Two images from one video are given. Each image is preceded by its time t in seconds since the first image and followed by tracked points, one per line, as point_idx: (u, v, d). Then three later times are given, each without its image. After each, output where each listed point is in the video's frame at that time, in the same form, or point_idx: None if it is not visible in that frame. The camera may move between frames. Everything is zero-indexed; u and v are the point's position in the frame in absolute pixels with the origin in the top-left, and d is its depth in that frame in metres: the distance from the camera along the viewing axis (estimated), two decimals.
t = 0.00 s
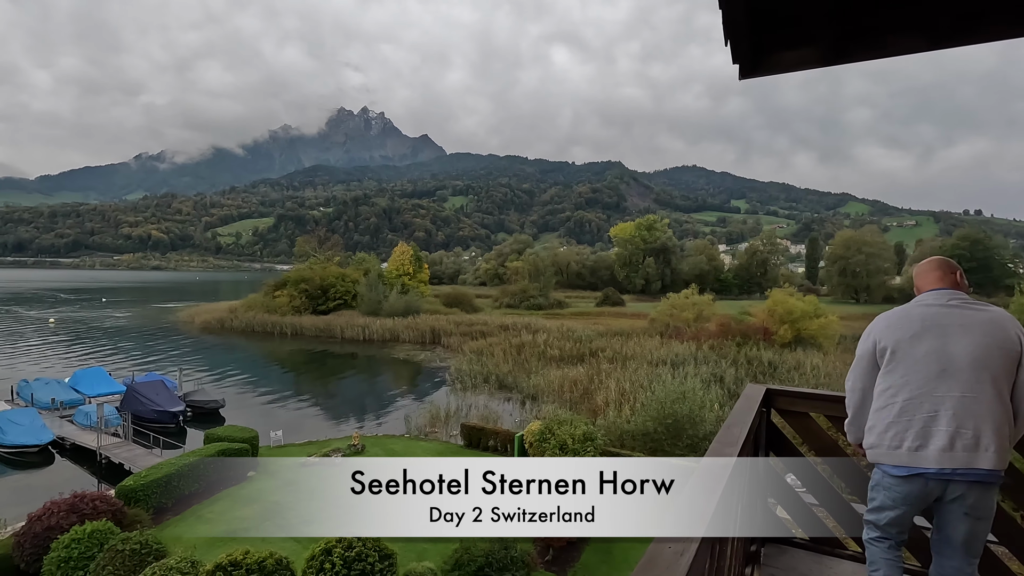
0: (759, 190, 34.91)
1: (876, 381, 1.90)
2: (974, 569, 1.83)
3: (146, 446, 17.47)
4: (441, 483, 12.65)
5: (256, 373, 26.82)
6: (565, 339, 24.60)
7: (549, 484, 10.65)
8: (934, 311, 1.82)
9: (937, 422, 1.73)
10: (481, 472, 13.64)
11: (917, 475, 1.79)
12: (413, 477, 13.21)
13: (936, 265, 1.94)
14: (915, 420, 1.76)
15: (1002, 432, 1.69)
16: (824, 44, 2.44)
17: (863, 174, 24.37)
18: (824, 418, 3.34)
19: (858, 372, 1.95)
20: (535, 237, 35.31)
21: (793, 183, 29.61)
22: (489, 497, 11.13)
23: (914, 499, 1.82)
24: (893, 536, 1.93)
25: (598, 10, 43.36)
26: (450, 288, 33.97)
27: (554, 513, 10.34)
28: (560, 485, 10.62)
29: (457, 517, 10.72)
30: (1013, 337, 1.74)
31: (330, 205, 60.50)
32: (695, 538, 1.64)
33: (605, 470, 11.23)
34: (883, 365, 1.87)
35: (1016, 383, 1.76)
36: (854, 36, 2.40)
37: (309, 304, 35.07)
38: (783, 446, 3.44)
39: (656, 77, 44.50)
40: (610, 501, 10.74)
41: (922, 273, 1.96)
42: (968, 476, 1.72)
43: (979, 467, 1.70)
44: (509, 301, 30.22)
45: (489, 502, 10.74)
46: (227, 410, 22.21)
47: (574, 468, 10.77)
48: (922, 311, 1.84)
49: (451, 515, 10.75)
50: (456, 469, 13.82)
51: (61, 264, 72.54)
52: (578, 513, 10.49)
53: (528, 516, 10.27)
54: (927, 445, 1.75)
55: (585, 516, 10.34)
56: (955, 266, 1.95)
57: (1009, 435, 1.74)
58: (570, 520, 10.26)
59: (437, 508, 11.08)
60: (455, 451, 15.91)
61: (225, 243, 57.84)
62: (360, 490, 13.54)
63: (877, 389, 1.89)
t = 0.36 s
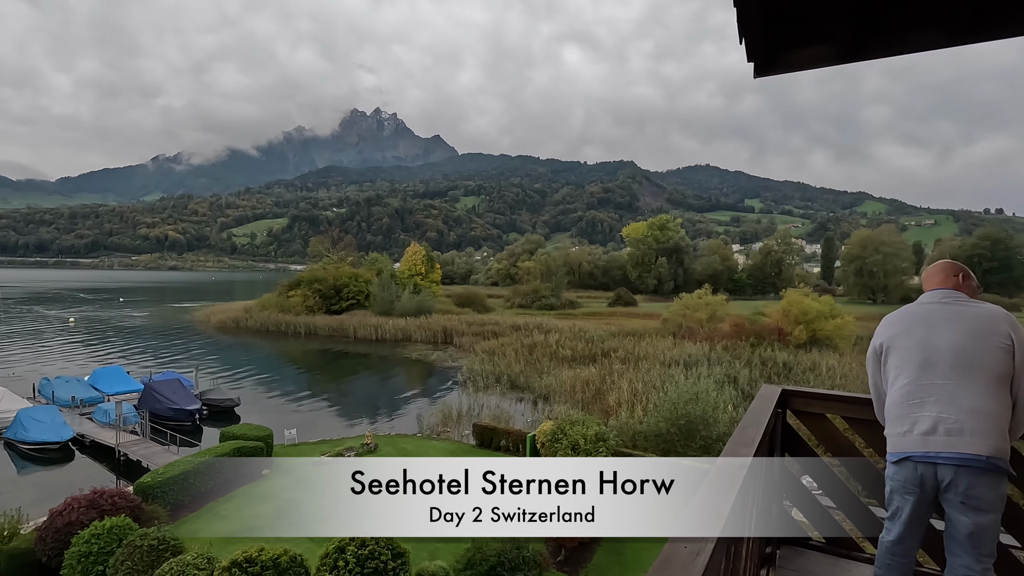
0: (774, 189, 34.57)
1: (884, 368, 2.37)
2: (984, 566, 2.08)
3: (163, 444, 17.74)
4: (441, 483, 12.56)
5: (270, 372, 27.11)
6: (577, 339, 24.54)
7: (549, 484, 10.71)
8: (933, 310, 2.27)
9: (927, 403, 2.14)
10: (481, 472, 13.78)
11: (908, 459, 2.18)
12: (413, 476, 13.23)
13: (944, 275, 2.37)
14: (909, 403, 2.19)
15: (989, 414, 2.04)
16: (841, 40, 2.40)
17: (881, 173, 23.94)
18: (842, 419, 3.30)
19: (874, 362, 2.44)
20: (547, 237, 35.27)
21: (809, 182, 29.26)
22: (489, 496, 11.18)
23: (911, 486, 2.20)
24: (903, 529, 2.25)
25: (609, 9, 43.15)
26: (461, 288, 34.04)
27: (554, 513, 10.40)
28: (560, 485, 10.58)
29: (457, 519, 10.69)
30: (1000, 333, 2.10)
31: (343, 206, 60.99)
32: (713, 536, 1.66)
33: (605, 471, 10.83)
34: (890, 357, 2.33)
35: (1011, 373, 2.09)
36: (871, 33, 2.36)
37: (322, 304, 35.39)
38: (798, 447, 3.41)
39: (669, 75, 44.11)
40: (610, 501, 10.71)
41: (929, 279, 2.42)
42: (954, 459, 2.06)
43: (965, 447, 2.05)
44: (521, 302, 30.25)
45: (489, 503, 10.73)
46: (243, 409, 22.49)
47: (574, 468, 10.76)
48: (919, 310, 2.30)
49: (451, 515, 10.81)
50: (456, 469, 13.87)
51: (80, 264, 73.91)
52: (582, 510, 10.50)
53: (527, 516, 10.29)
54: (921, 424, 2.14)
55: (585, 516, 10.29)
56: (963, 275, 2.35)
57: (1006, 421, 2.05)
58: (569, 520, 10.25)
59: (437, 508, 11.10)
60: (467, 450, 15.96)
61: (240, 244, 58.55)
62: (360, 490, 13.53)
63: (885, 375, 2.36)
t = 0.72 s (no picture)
0: (789, 188, 34.18)
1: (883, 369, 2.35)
2: (984, 564, 1.98)
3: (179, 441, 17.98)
4: (441, 483, 12.43)
5: (285, 370, 27.40)
6: (590, 340, 24.47)
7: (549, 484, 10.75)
8: (922, 306, 2.26)
9: (913, 393, 2.13)
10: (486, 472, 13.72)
11: (897, 448, 2.15)
12: (413, 476, 13.23)
13: (939, 272, 2.33)
14: (897, 394, 2.18)
15: (974, 401, 1.97)
16: (858, 38, 2.37)
17: (899, 171, 23.54)
18: (859, 421, 3.26)
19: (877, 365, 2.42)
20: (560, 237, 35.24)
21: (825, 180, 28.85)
22: (489, 497, 11.11)
23: (905, 474, 2.15)
24: (901, 519, 2.20)
25: (623, 7, 43.00)
26: (474, 288, 34.19)
27: (554, 513, 10.37)
28: (559, 484, 10.65)
29: (457, 518, 10.65)
30: (984, 322, 2.04)
31: (357, 207, 61.57)
32: (731, 535, 1.64)
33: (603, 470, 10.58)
34: (885, 354, 2.32)
35: (1001, 362, 2.00)
36: (889, 29, 2.33)
37: (336, 304, 35.71)
38: (814, 449, 3.37)
39: (683, 74, 43.83)
40: (610, 501, 10.57)
41: (928, 276, 2.39)
42: (937, 446, 2.02)
43: (948, 433, 2.00)
44: (534, 302, 30.31)
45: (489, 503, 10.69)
46: (258, 407, 22.73)
47: (574, 468, 10.81)
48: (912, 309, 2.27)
49: (451, 514, 10.71)
50: (456, 470, 13.52)
51: (100, 265, 75.39)
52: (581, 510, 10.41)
53: (527, 516, 10.15)
54: (908, 413, 2.12)
55: (585, 515, 10.17)
56: (965, 270, 2.28)
57: (997, 409, 1.96)
58: (569, 520, 10.17)
59: (437, 508, 11.01)
60: (479, 450, 15.97)
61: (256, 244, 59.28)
62: (359, 490, 13.47)
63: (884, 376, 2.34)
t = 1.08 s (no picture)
0: (805, 187, 33.74)
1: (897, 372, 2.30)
2: (994, 566, 1.93)
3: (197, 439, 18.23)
4: (441, 483, 12.32)
5: (300, 370, 27.69)
6: (603, 340, 24.39)
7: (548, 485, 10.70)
8: (934, 305, 2.21)
9: (926, 394, 2.09)
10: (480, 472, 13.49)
11: (911, 449, 2.12)
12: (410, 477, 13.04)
13: (953, 270, 2.27)
14: (910, 397, 2.14)
15: (987, 403, 1.93)
16: (877, 36, 2.33)
17: (918, 169, 23.10)
18: (878, 423, 3.20)
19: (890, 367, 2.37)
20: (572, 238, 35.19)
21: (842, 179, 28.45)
22: (490, 496, 10.90)
23: (923, 476, 2.12)
24: (918, 522, 2.17)
25: (636, 6, 42.78)
26: (486, 289, 34.32)
27: (554, 513, 10.26)
28: (559, 484, 10.75)
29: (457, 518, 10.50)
30: (996, 322, 1.99)
31: (371, 208, 62.09)
32: (749, 536, 1.63)
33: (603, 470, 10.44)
34: (898, 355, 2.28)
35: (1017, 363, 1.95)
36: (908, 26, 2.29)
37: (350, 304, 36.04)
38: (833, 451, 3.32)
39: (697, 72, 43.50)
40: (610, 501, 10.35)
41: (941, 274, 2.33)
42: (951, 450, 1.98)
43: (963, 436, 1.96)
44: (547, 302, 30.37)
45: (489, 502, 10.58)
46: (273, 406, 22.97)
47: (575, 468, 10.80)
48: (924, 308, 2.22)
49: (451, 514, 10.58)
50: (455, 471, 13.49)
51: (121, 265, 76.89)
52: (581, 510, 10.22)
53: (527, 516, 9.97)
54: (923, 415, 2.09)
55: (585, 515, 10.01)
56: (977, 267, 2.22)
57: (1012, 410, 1.91)
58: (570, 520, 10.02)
59: (437, 507, 10.87)
60: (492, 450, 15.99)
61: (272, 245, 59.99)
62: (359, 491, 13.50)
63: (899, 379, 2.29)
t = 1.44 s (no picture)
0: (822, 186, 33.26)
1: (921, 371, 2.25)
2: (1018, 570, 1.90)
3: (214, 438, 18.47)
4: (442, 483, 12.46)
5: (315, 369, 27.97)
6: (616, 341, 24.30)
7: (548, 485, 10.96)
8: (963, 306, 2.17)
9: (950, 396, 2.05)
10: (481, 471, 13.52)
11: (934, 453, 2.08)
12: (413, 477, 13.16)
13: (991, 273, 2.22)
14: (934, 398, 2.10)
15: (1015, 407, 1.90)
16: (899, 31, 2.29)
17: (940, 168, 22.65)
18: (899, 425, 3.15)
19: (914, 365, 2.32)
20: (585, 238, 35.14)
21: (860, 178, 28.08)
22: (490, 497, 11.07)
23: (942, 479, 2.09)
24: (939, 526, 2.13)
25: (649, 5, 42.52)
26: (499, 289, 34.43)
27: (554, 513, 10.22)
28: (560, 485, 10.98)
29: (456, 519, 10.51)
30: None
31: (384, 209, 62.61)
32: (768, 535, 1.62)
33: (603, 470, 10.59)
34: (923, 355, 2.24)
35: None
36: (932, 21, 2.24)
37: (364, 304, 36.37)
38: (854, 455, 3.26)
39: (711, 71, 43.15)
40: (610, 501, 10.34)
41: (978, 276, 2.27)
42: (976, 454, 1.95)
43: (988, 440, 1.92)
44: (560, 302, 30.41)
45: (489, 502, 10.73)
46: (289, 405, 23.22)
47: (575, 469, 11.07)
48: (951, 306, 2.19)
49: (451, 514, 10.57)
50: (456, 469, 13.86)
51: (140, 266, 78.36)
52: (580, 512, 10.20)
53: (527, 516, 10.18)
54: (945, 417, 2.05)
55: (585, 515, 10.08)
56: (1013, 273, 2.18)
57: None
58: (569, 520, 10.11)
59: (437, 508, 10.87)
60: (505, 451, 15.99)
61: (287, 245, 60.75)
62: (360, 491, 13.63)
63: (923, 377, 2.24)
